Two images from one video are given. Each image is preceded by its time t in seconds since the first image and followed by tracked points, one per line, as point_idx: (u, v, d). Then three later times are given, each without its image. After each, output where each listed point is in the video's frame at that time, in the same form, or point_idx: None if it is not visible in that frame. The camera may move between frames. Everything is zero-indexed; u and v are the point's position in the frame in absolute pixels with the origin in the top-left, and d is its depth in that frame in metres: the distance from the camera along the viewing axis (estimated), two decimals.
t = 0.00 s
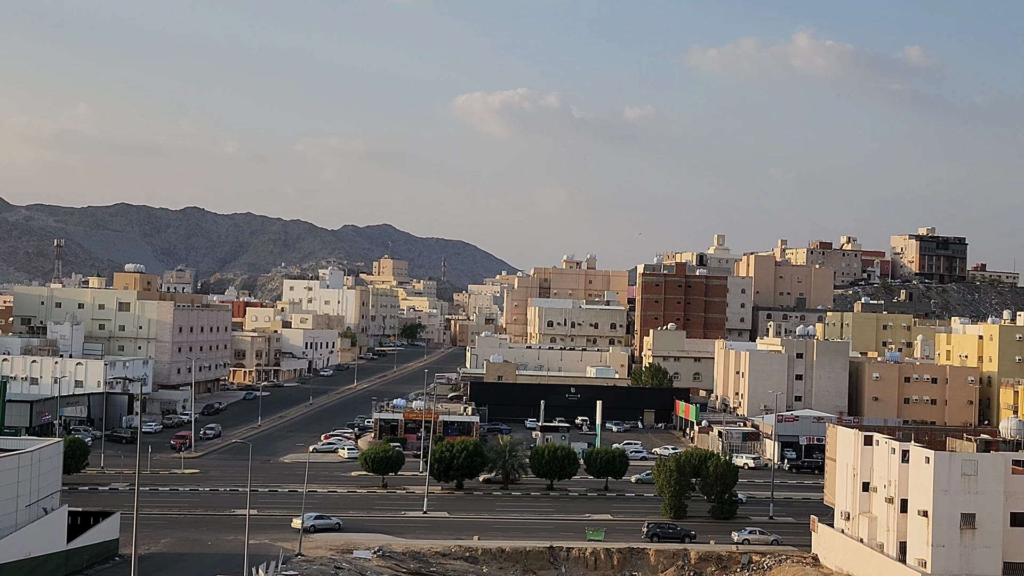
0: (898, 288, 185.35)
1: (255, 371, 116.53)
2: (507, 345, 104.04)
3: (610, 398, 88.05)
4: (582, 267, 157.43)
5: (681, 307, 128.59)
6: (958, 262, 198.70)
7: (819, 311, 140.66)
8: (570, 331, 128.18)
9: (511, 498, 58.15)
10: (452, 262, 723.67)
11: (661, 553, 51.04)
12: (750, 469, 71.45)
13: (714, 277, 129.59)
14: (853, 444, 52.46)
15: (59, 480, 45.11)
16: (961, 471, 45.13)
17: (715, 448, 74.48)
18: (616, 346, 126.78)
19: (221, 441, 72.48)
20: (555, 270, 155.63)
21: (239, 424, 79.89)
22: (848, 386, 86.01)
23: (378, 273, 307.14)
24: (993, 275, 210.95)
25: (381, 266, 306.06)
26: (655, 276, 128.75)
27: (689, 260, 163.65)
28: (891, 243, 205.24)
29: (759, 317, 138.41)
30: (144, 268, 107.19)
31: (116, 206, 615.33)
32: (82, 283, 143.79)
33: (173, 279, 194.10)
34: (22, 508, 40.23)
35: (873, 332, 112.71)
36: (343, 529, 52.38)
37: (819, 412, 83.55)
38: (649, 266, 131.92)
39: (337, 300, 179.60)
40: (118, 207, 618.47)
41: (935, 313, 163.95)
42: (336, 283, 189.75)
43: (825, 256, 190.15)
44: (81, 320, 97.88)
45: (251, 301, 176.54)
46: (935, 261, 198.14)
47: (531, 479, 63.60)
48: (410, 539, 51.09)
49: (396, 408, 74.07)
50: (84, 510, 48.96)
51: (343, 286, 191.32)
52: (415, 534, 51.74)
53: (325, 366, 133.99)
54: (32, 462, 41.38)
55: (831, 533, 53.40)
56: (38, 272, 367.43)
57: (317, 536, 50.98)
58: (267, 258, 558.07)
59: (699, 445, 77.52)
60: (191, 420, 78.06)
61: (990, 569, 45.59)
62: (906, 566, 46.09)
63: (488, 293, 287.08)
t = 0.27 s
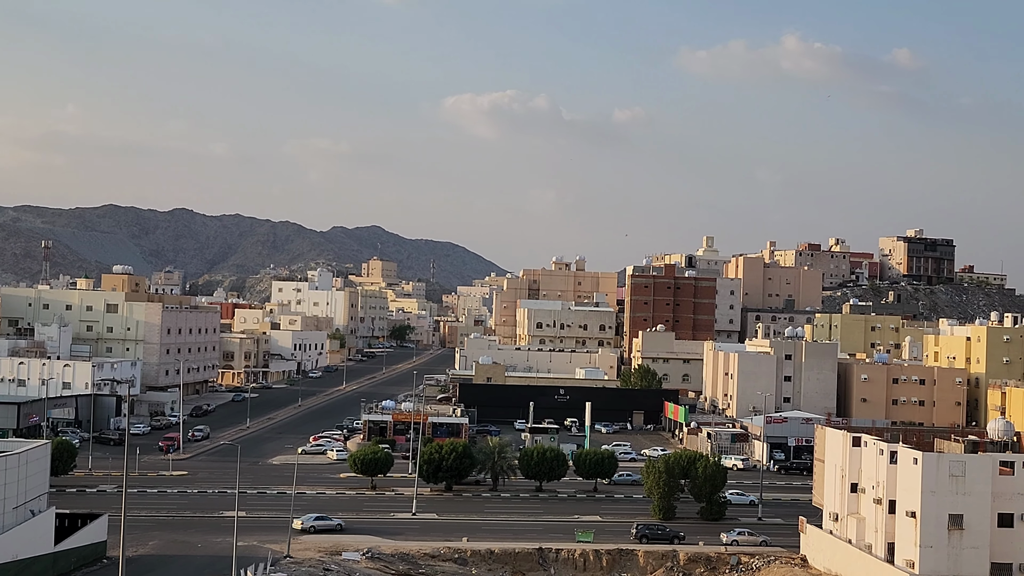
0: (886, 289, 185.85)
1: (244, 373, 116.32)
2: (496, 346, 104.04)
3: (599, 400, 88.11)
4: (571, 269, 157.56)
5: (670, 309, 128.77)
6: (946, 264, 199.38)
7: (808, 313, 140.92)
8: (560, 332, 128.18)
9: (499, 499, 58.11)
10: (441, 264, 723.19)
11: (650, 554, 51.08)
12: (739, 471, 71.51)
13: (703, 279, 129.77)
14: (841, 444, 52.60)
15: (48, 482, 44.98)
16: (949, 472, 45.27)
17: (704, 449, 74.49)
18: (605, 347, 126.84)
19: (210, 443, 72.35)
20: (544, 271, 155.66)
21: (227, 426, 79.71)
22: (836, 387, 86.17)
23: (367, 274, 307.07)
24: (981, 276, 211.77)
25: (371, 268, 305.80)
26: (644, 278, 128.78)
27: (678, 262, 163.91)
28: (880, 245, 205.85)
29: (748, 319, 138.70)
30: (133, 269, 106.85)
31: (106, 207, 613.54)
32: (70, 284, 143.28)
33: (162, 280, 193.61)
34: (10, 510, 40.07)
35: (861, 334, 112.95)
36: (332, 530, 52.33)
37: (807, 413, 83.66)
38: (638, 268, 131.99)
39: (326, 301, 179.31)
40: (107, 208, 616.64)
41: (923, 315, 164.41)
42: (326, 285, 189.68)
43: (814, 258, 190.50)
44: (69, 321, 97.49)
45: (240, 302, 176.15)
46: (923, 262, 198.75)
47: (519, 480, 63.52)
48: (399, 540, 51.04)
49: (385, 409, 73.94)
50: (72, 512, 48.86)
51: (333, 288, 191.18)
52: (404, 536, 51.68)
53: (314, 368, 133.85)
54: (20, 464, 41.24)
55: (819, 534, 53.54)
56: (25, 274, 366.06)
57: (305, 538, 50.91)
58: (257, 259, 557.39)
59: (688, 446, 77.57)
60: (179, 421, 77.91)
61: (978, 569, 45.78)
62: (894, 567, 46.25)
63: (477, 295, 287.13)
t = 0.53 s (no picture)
0: (873, 290, 186.44)
1: (231, 374, 116.06)
2: (484, 347, 104.05)
3: (587, 401, 88.17)
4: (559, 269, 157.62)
5: (658, 310, 128.89)
6: (933, 265, 200.10)
7: (795, 314, 141.24)
8: (548, 333, 128.22)
9: (488, 500, 58.06)
10: (429, 265, 722.67)
11: (638, 555, 51.10)
12: (726, 471, 71.61)
13: (691, 279, 129.97)
14: (829, 446, 52.76)
15: (33, 483, 44.84)
16: (936, 473, 45.40)
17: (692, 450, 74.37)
18: (593, 348, 126.98)
19: (197, 444, 72.15)
20: (532, 272, 155.68)
21: (215, 427, 79.52)
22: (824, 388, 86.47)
23: (356, 275, 307.00)
24: (967, 277, 212.60)
25: (359, 268, 305.54)
26: (632, 279, 128.92)
27: (666, 263, 164.08)
28: (867, 246, 206.52)
29: (736, 320, 139.00)
30: (120, 270, 106.46)
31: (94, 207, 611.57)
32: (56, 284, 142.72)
33: (149, 280, 193.08)
34: None
35: (848, 334, 113.27)
36: (319, 531, 52.22)
37: (794, 414, 83.80)
38: (626, 269, 132.11)
39: (314, 302, 179.03)
40: (95, 209, 614.64)
41: (911, 316, 165.00)
42: (314, 285, 189.46)
43: (801, 259, 190.93)
44: (55, 322, 97.11)
45: (227, 303, 175.78)
46: (910, 263, 199.43)
47: (507, 481, 63.46)
48: (386, 541, 51.01)
49: (373, 410, 73.80)
50: (58, 513, 48.66)
51: (320, 288, 190.91)
52: (392, 537, 51.64)
53: (302, 369, 133.64)
54: (6, 465, 41.13)
55: (807, 534, 53.68)
56: (11, 274, 364.48)
57: (293, 539, 50.83)
58: (246, 260, 556.34)
59: (676, 447, 77.65)
60: (166, 422, 77.67)
61: (964, 569, 45.95)
62: (881, 567, 46.41)
63: (465, 296, 287.05)
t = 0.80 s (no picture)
0: (860, 291, 187.01)
1: (218, 374, 115.79)
2: (471, 348, 104.01)
3: (575, 401, 88.19)
4: (547, 270, 157.68)
5: (646, 310, 129.02)
6: (919, 266, 200.87)
7: (783, 314, 141.63)
8: (535, 333, 128.24)
9: (475, 501, 57.98)
10: (418, 266, 722.59)
11: (625, 555, 51.12)
12: (713, 472, 71.65)
13: (678, 280, 130.18)
14: (816, 446, 52.90)
15: (19, 484, 44.69)
16: (922, 472, 45.56)
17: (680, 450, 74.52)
18: (580, 349, 127.08)
19: (184, 445, 71.91)
20: (520, 273, 155.69)
21: (202, 428, 79.28)
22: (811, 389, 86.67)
23: (344, 276, 306.95)
24: (953, 278, 213.47)
25: (346, 269, 305.31)
26: (620, 280, 129.01)
27: (654, 263, 164.26)
28: (854, 247, 207.14)
29: (723, 320, 139.31)
30: (106, 270, 106.03)
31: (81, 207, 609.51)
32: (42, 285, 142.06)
33: (135, 281, 192.45)
34: None
35: (835, 335, 113.53)
36: (306, 532, 52.14)
37: (782, 414, 83.92)
38: (614, 269, 132.23)
39: (301, 302, 178.78)
40: (83, 209, 612.60)
41: (897, 317, 165.61)
42: (301, 286, 189.24)
43: (789, 259, 191.30)
44: (41, 323, 96.65)
45: (214, 303, 175.39)
46: (896, 264, 200.17)
47: (495, 481, 63.32)
48: (374, 542, 50.96)
49: (360, 410, 73.60)
50: (43, 514, 48.48)
51: (308, 289, 190.69)
52: (379, 538, 51.58)
53: (289, 370, 133.39)
54: None
55: (794, 534, 53.76)
56: None
57: (280, 540, 50.74)
58: (235, 261, 555.30)
59: (664, 447, 77.71)
60: (153, 423, 77.41)
61: (950, 569, 46.10)
62: (867, 567, 46.52)
63: (453, 296, 287.00)
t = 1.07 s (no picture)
0: (843, 291, 187.62)
1: (201, 375, 115.49)
2: (456, 348, 103.98)
3: (559, 401, 88.25)
4: (531, 271, 157.73)
5: (630, 311, 129.18)
6: (902, 266, 201.76)
7: (766, 315, 142.03)
8: (519, 334, 128.25)
9: (459, 501, 57.94)
10: (400, 267, 721.25)
11: (609, 555, 51.16)
12: (697, 472, 71.76)
13: (662, 281, 130.42)
14: (799, 446, 53.03)
15: None
16: (905, 472, 45.72)
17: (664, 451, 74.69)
18: (564, 349, 127.17)
19: (167, 446, 71.70)
20: (504, 273, 155.71)
21: (185, 429, 79.05)
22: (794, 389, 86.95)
23: (328, 276, 306.86)
24: (935, 278, 214.44)
25: (329, 269, 304.87)
26: (604, 280, 129.14)
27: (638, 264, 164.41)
28: (837, 247, 207.88)
29: (707, 320, 139.65)
30: (89, 271, 105.63)
31: (65, 208, 606.85)
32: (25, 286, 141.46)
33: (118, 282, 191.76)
34: None
35: (818, 335, 113.81)
36: (289, 533, 52.06)
37: (766, 414, 84.05)
38: (598, 270, 132.36)
39: (285, 303, 178.53)
40: (67, 209, 609.99)
41: (879, 317, 166.24)
42: (285, 286, 188.87)
43: (772, 260, 191.76)
44: (23, 323, 96.23)
45: (198, 304, 174.85)
46: (879, 265, 201.02)
47: (479, 482, 63.21)
48: (357, 543, 50.89)
49: (344, 411, 73.40)
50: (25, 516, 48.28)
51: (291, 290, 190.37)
52: (363, 539, 51.52)
53: (273, 370, 133.15)
54: None
55: (777, 534, 53.91)
56: None
57: (263, 541, 50.65)
58: (219, 261, 554.07)
59: (648, 448, 77.81)
60: (136, 424, 77.16)
61: (933, 568, 46.29)
62: (850, 566, 46.68)
63: (437, 297, 286.97)
